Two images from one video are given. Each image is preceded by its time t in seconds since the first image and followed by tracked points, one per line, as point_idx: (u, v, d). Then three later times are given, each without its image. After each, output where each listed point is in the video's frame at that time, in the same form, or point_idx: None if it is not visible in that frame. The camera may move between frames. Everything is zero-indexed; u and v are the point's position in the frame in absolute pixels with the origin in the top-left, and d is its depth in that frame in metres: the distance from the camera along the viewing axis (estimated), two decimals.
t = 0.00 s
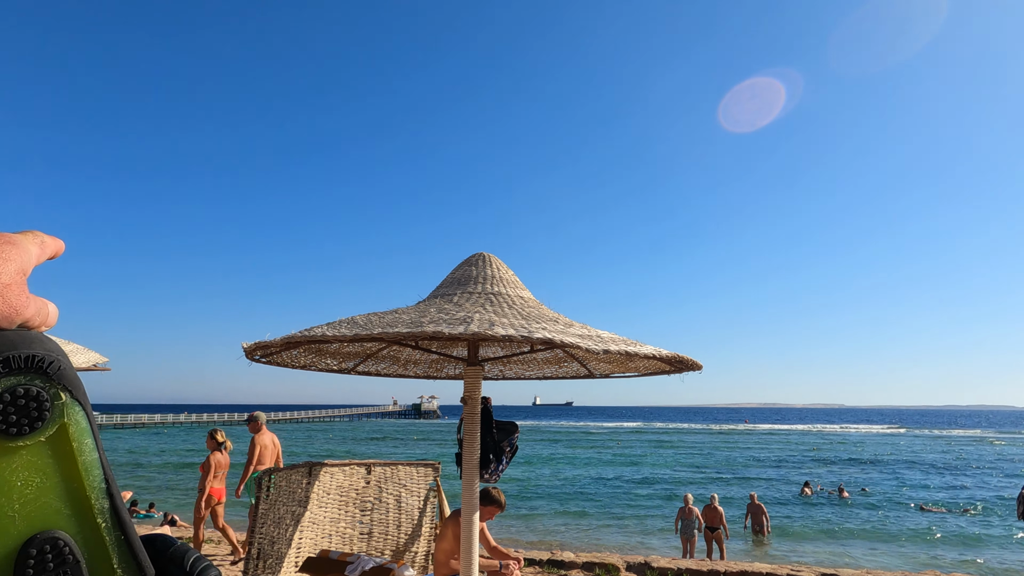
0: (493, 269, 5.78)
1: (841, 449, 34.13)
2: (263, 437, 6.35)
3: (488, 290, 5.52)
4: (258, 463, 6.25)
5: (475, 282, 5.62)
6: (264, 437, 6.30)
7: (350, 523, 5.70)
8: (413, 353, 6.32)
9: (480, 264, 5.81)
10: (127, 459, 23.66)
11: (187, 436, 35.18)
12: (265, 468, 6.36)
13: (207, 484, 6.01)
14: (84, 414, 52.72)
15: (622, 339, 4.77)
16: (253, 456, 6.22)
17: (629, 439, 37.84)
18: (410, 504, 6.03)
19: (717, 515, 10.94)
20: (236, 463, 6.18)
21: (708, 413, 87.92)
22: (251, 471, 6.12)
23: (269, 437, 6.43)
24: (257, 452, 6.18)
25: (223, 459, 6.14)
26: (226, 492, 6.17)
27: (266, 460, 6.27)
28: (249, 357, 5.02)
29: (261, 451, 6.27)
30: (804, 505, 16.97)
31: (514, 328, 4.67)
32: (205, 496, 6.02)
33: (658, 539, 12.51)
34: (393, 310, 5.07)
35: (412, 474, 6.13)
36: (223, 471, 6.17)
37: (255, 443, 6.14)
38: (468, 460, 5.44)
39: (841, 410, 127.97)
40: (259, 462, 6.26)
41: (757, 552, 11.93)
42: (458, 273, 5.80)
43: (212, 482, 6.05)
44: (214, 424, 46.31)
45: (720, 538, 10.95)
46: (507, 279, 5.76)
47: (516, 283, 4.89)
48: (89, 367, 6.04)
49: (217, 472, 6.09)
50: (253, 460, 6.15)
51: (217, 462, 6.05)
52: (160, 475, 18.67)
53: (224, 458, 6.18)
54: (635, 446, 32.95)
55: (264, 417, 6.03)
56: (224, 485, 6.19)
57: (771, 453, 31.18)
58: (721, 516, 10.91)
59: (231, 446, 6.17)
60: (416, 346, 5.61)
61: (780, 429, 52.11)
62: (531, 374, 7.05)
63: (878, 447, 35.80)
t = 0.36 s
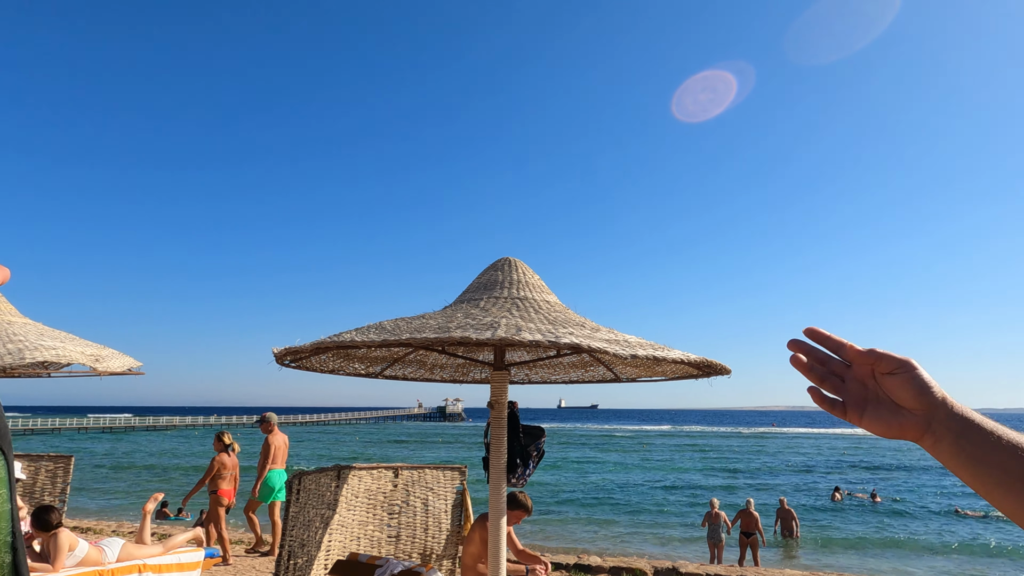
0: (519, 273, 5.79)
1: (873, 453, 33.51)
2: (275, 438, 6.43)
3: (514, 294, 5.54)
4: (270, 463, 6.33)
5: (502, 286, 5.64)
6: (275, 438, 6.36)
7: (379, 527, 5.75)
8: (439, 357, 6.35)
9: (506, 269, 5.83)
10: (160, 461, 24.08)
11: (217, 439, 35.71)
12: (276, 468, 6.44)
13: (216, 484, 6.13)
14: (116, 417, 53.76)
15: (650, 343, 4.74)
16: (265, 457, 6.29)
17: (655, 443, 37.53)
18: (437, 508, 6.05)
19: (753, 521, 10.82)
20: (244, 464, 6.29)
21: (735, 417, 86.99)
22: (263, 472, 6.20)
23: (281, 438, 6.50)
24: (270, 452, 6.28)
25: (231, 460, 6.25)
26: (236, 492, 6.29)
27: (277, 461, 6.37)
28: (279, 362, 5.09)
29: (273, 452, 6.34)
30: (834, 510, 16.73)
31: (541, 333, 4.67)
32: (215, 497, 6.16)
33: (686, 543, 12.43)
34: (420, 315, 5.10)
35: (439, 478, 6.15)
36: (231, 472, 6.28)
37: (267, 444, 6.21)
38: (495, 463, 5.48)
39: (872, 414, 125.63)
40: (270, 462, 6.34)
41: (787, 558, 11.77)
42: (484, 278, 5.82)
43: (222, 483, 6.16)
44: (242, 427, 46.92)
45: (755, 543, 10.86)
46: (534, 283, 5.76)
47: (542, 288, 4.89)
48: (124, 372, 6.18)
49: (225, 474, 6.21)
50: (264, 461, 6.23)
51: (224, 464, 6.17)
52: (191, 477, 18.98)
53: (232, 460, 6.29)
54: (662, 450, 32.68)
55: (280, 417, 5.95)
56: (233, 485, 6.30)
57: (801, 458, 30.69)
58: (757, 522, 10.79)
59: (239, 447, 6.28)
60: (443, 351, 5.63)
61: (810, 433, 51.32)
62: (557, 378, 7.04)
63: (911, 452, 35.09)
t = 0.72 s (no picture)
0: (529, 274, 5.79)
1: (887, 454, 33.22)
2: (265, 439, 6.42)
3: (524, 295, 5.53)
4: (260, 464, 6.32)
5: (511, 287, 5.64)
6: (266, 439, 6.35)
7: (389, 528, 5.76)
8: (449, 358, 6.37)
9: (516, 270, 5.82)
10: (174, 461, 24.31)
11: (230, 439, 36.01)
12: (267, 468, 6.42)
13: (207, 483, 6.17)
14: (130, 416, 54.29)
15: (660, 344, 4.72)
16: (254, 457, 6.27)
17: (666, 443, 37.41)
18: (447, 508, 6.04)
19: (773, 523, 10.86)
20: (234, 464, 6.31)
21: (748, 417, 86.50)
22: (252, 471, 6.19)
23: (270, 439, 6.49)
24: (260, 454, 6.27)
25: (222, 460, 6.29)
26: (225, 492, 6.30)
27: (267, 462, 6.36)
28: (290, 363, 5.11)
29: (262, 452, 6.33)
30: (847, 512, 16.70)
31: (550, 334, 4.65)
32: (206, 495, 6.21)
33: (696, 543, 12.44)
34: (430, 316, 5.11)
35: (449, 478, 6.14)
36: (222, 472, 6.30)
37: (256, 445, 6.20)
38: (505, 463, 5.50)
39: (887, 414, 124.45)
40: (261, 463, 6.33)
41: (800, 560, 11.72)
42: (495, 279, 5.82)
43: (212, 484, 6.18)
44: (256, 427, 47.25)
45: (774, 547, 10.83)
46: (543, 284, 5.75)
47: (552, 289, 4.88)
48: (137, 373, 6.24)
49: (215, 474, 6.23)
50: (253, 461, 6.22)
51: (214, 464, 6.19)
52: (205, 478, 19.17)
53: (222, 460, 6.30)
54: (673, 451, 32.57)
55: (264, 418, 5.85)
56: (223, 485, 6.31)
57: (814, 458, 30.49)
58: (778, 524, 10.82)
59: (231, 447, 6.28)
60: (453, 352, 5.64)
61: (822, 434, 50.98)
62: (568, 379, 7.03)
63: (925, 452, 34.77)
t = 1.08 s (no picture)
0: (539, 273, 5.76)
1: (901, 454, 32.96)
2: (256, 438, 6.47)
3: (534, 294, 5.51)
4: (251, 461, 6.37)
5: (521, 286, 5.62)
6: (256, 436, 6.41)
7: (400, 526, 5.76)
8: (460, 357, 6.36)
9: (526, 269, 5.80)
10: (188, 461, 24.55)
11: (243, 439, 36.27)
12: (259, 466, 6.46)
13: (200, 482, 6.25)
14: (145, 416, 54.86)
15: (671, 343, 4.68)
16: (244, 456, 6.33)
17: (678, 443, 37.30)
18: (458, 508, 6.03)
19: (788, 524, 10.76)
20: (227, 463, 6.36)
21: (760, 416, 86.23)
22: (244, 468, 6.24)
23: (262, 437, 6.54)
24: (250, 452, 6.32)
25: (216, 459, 6.36)
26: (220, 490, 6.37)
27: (259, 460, 6.41)
28: (301, 362, 5.12)
29: (253, 450, 6.38)
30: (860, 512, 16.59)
31: (560, 333, 4.63)
32: (198, 494, 6.29)
33: (709, 543, 12.40)
34: (440, 316, 5.09)
35: (460, 478, 6.13)
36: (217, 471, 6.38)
37: (246, 442, 6.26)
38: (517, 463, 5.45)
39: (902, 414, 123.44)
40: (252, 460, 6.38)
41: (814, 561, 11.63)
42: (504, 278, 5.80)
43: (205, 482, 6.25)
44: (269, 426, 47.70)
45: (789, 547, 10.79)
46: (553, 283, 5.73)
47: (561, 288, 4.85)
48: (151, 372, 6.27)
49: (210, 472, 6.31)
50: (243, 458, 6.28)
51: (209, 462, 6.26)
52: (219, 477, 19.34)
53: (216, 459, 6.37)
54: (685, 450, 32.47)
55: (254, 418, 5.90)
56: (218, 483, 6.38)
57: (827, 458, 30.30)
58: (792, 524, 10.73)
59: (223, 446, 6.34)
60: (463, 351, 5.63)
61: (835, 433, 50.70)
62: (578, 378, 7.00)
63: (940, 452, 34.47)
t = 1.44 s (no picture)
0: (556, 274, 5.74)
1: (927, 457, 32.34)
2: (258, 437, 6.50)
3: (551, 295, 5.49)
4: (252, 461, 6.41)
5: (538, 287, 5.60)
6: (258, 437, 6.43)
7: (419, 527, 5.79)
8: (477, 359, 6.35)
9: (543, 270, 5.78)
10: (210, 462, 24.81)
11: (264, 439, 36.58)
12: (259, 466, 6.50)
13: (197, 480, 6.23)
14: (169, 416, 55.59)
15: (690, 344, 4.64)
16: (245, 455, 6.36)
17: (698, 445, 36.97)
18: (476, 508, 6.03)
19: (810, 527, 10.61)
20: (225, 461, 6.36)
21: (781, 417, 85.27)
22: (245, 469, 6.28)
23: (264, 437, 6.58)
24: (251, 452, 6.36)
25: (213, 458, 6.35)
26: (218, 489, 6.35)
27: (259, 460, 6.46)
28: (320, 364, 5.15)
29: (255, 450, 6.42)
30: (885, 516, 16.34)
31: (578, 334, 4.60)
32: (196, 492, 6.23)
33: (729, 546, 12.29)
34: (457, 317, 5.09)
35: (478, 479, 6.14)
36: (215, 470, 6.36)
37: (248, 442, 6.31)
38: (534, 465, 5.43)
39: (927, 415, 121.30)
40: (252, 460, 6.42)
41: (838, 564, 11.48)
42: (522, 279, 5.79)
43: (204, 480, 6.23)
44: (289, 427, 48.07)
45: (811, 550, 10.63)
46: (571, 284, 5.71)
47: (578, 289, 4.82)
48: (173, 373, 6.36)
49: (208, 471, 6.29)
50: (245, 458, 6.31)
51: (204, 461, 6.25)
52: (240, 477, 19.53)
53: (213, 458, 6.36)
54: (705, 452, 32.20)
55: (258, 419, 5.89)
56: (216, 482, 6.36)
57: (851, 460, 29.84)
58: (814, 527, 10.60)
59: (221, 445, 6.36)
60: (481, 352, 5.63)
61: (859, 434, 49.93)
62: (596, 379, 6.98)
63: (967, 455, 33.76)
